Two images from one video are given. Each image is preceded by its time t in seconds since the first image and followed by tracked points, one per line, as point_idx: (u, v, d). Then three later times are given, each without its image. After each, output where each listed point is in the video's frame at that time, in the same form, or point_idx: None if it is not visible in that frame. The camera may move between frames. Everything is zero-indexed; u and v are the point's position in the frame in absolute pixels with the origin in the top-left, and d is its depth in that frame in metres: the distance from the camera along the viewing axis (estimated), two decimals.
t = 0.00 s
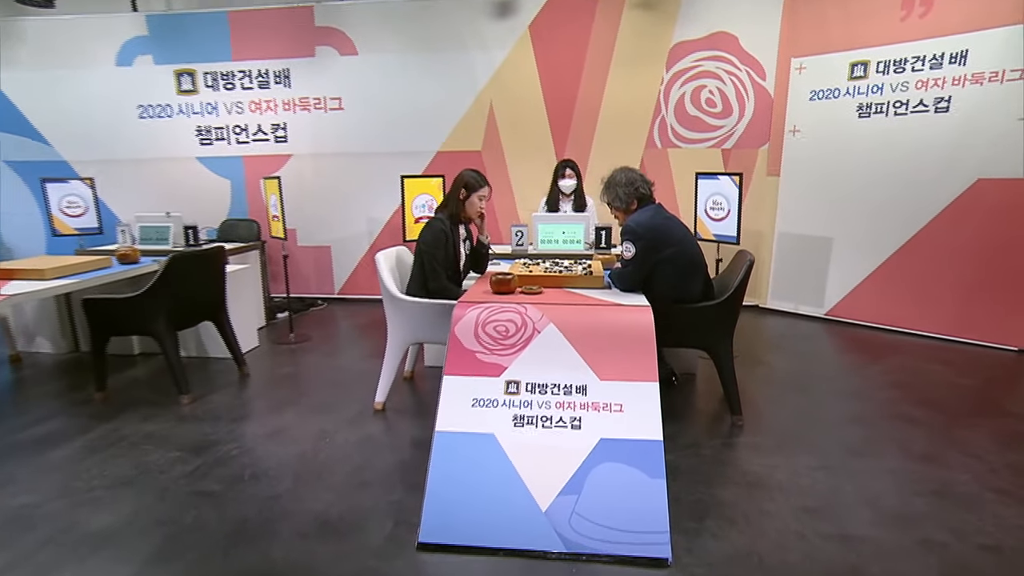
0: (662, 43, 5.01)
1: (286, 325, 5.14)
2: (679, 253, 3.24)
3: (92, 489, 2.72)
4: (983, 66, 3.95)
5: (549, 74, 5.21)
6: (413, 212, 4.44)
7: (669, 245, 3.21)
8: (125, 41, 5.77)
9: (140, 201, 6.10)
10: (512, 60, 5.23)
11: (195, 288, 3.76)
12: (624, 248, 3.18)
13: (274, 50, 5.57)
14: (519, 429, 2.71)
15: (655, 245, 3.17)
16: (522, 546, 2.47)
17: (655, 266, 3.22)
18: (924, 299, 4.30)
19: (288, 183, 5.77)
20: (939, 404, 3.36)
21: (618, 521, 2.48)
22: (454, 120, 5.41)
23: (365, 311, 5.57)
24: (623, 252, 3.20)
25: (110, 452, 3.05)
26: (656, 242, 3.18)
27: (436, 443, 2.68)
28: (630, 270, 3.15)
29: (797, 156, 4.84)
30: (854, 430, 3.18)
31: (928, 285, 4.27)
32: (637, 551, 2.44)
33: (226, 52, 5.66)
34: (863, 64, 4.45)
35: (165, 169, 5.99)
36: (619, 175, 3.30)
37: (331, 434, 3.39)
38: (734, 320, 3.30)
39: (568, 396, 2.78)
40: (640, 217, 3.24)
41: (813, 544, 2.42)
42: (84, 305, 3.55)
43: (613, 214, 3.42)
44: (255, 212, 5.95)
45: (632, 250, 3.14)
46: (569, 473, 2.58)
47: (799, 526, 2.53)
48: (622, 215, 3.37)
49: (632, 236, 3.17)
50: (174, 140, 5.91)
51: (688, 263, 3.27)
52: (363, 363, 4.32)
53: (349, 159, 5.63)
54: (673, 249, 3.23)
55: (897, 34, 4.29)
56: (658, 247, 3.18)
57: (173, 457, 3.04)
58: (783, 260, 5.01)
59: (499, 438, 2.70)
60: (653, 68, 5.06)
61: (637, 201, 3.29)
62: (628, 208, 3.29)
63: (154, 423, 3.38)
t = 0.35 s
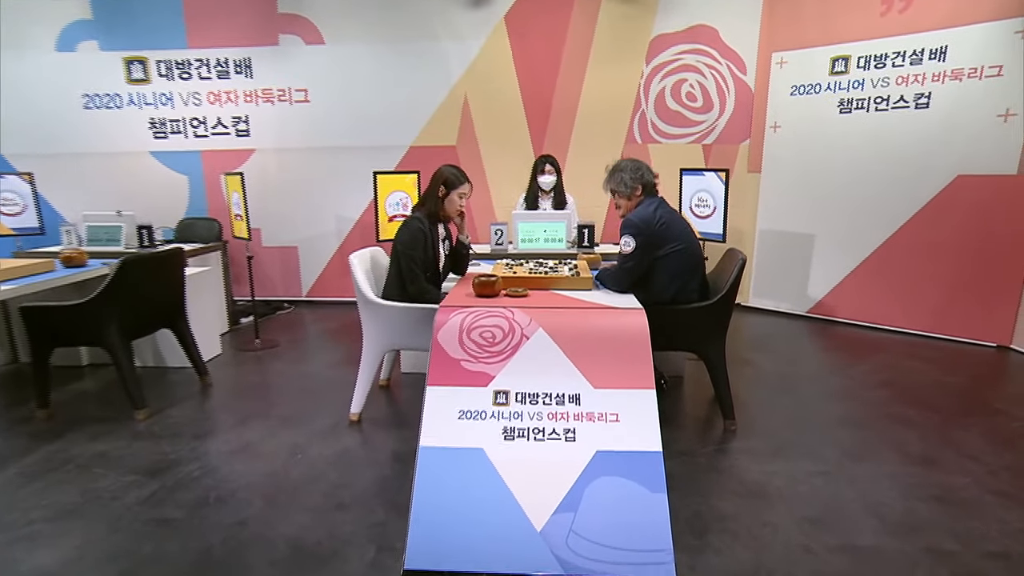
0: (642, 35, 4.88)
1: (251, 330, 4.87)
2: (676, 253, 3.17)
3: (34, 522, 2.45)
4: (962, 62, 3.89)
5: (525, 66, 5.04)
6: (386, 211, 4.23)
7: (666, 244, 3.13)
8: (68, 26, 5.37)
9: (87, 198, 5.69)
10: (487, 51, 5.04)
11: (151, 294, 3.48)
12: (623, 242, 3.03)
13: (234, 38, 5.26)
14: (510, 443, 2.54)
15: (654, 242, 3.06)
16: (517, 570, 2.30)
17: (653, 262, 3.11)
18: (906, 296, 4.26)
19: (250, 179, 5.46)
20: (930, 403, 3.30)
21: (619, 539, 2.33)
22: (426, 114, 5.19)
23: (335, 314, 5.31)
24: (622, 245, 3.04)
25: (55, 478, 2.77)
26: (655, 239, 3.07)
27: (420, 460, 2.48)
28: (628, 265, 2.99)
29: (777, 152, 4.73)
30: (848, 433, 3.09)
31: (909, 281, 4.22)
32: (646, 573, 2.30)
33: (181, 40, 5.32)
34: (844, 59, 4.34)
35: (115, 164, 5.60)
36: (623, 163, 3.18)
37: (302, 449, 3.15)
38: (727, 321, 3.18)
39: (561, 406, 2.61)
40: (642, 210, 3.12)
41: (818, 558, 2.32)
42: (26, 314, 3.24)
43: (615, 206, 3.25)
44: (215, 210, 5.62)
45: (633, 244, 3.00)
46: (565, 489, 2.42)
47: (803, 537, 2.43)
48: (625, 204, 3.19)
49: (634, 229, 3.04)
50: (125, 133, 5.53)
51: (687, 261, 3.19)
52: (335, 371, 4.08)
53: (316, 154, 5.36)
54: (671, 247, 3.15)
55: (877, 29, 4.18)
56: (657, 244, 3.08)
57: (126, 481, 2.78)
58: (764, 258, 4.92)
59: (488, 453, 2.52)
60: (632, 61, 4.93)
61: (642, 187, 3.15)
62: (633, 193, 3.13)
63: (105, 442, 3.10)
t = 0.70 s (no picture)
0: (627, 29, 4.76)
1: (219, 337, 4.62)
2: (698, 243, 3.11)
3: None
4: (949, 62, 3.84)
5: (507, 60, 4.88)
6: (365, 209, 4.00)
7: (689, 232, 3.08)
8: (14, 8, 4.99)
9: (37, 194, 5.32)
10: (468, 44, 4.87)
11: (111, 300, 3.22)
12: (646, 225, 3.04)
13: (199, 26, 4.97)
14: (507, 459, 2.39)
15: (677, 228, 3.05)
16: None
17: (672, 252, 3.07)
18: (893, 297, 4.21)
19: (218, 175, 5.19)
20: (926, 406, 3.23)
21: (625, 559, 2.20)
22: (404, 108, 5.00)
23: (309, 318, 5.08)
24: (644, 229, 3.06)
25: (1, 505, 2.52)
26: (678, 228, 3.05)
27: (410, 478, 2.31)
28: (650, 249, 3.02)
29: (763, 150, 4.66)
30: (847, 437, 3.00)
31: (896, 281, 4.18)
32: None
33: (140, 26, 5.00)
34: (831, 57, 4.27)
35: (68, 158, 5.25)
36: (641, 156, 3.15)
37: (276, 465, 2.93)
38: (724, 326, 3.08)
39: (561, 417, 2.47)
40: (661, 199, 3.07)
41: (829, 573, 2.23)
42: None
43: (628, 200, 3.19)
44: (179, 207, 5.32)
45: (655, 227, 3.00)
46: (567, 507, 2.28)
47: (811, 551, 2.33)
48: (640, 197, 3.14)
49: (656, 214, 3.03)
50: (79, 125, 5.19)
51: (703, 256, 3.13)
52: (311, 380, 3.87)
53: (287, 150, 5.11)
54: (692, 240, 3.09)
55: (864, 27, 4.12)
56: (679, 233, 3.05)
57: (81, 505, 2.53)
58: (750, 259, 4.85)
59: (485, 470, 2.36)
60: (617, 56, 4.82)
61: (657, 181, 3.10)
62: (648, 185, 3.09)
63: (59, 463, 2.85)
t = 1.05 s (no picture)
0: (611, 24, 4.64)
1: (184, 346, 4.34)
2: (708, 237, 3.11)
3: None
4: (935, 61, 3.81)
5: (488, 54, 4.71)
6: (342, 210, 3.78)
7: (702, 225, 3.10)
8: None
9: None
10: (446, 37, 4.68)
11: (62, 310, 2.94)
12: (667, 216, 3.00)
13: (156, 12, 4.65)
14: (510, 479, 2.22)
15: (695, 219, 3.04)
16: None
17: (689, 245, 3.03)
18: (881, 298, 4.18)
19: (179, 172, 4.87)
20: (923, 409, 3.16)
21: None
22: (379, 103, 4.78)
23: (279, 324, 4.81)
24: (664, 221, 3.01)
25: None
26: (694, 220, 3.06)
27: (406, 504, 2.12)
28: (677, 238, 2.97)
29: (749, 149, 4.58)
30: (849, 442, 2.90)
31: (884, 282, 4.14)
32: None
33: (90, 10, 4.64)
34: (818, 54, 4.21)
35: (11, 152, 4.85)
36: (650, 155, 3.12)
37: (247, 488, 2.68)
38: (726, 332, 2.97)
39: (566, 433, 2.31)
40: (672, 197, 3.05)
41: None
42: None
43: (633, 199, 3.13)
44: (137, 207, 4.98)
45: (678, 217, 2.97)
46: (576, 531, 2.12)
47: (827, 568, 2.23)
48: (646, 197, 3.10)
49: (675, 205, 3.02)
50: (24, 117, 4.80)
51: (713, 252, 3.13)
52: (286, 392, 3.63)
53: (255, 146, 4.83)
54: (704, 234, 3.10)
55: (850, 25, 4.07)
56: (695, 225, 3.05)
57: (30, 543, 2.26)
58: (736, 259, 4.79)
59: (487, 492, 2.19)
60: (601, 51, 4.69)
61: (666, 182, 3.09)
62: (657, 186, 3.05)
63: (5, 493, 2.56)
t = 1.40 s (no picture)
0: (593, 18, 4.53)
1: (145, 356, 4.07)
2: (702, 245, 2.97)
3: None
4: (918, 61, 3.79)
5: (466, 48, 4.56)
6: (317, 210, 3.58)
7: (695, 235, 2.94)
8: None
9: None
10: (422, 29, 4.51)
11: (10, 321, 2.67)
12: (653, 224, 2.89)
13: None
14: (513, 498, 2.08)
15: (682, 229, 2.91)
16: None
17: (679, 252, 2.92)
18: (865, 298, 4.17)
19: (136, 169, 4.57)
20: (916, 411, 3.12)
21: None
22: (353, 98, 4.58)
23: (247, 331, 4.56)
24: (650, 228, 2.91)
25: None
26: (683, 224, 2.92)
27: (403, 529, 1.95)
28: (654, 248, 2.88)
29: (732, 148, 4.54)
30: (847, 447, 2.86)
31: (868, 282, 4.13)
32: None
33: None
34: (801, 53, 4.18)
35: None
36: (639, 152, 2.94)
37: (220, 513, 2.46)
38: (726, 336, 2.87)
39: (571, 447, 2.18)
40: (661, 201, 2.92)
41: None
42: None
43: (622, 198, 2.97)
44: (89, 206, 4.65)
45: (663, 226, 2.86)
46: (586, 553, 1.99)
47: None
48: (636, 198, 2.94)
49: (662, 212, 2.89)
50: None
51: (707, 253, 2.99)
52: (258, 405, 3.41)
53: (218, 143, 4.57)
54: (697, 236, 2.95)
55: (833, 23, 4.05)
56: (684, 229, 2.92)
57: None
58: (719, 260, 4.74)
59: (489, 513, 2.04)
60: (583, 47, 4.58)
61: (656, 182, 2.92)
62: (649, 187, 2.90)
63: None
